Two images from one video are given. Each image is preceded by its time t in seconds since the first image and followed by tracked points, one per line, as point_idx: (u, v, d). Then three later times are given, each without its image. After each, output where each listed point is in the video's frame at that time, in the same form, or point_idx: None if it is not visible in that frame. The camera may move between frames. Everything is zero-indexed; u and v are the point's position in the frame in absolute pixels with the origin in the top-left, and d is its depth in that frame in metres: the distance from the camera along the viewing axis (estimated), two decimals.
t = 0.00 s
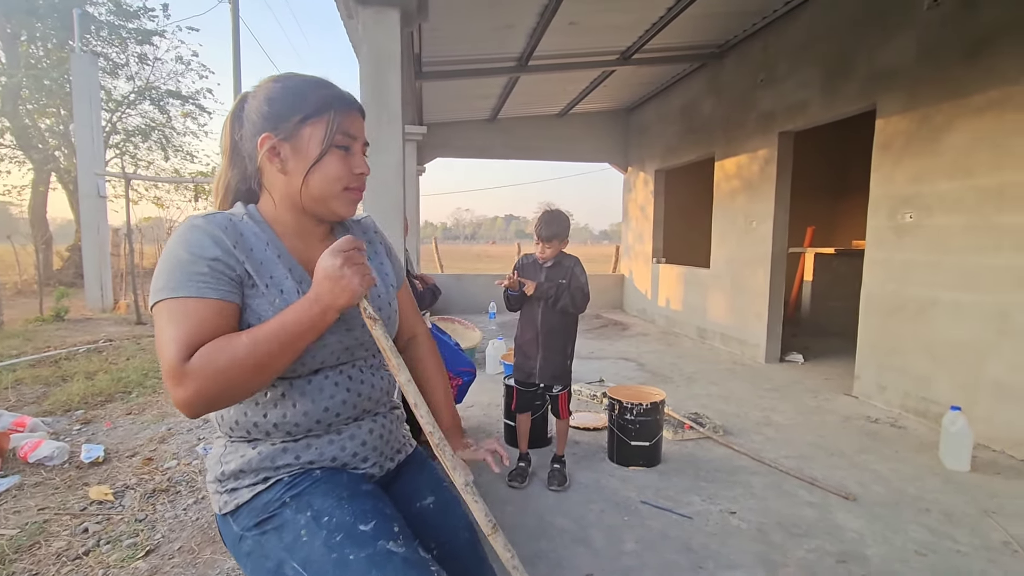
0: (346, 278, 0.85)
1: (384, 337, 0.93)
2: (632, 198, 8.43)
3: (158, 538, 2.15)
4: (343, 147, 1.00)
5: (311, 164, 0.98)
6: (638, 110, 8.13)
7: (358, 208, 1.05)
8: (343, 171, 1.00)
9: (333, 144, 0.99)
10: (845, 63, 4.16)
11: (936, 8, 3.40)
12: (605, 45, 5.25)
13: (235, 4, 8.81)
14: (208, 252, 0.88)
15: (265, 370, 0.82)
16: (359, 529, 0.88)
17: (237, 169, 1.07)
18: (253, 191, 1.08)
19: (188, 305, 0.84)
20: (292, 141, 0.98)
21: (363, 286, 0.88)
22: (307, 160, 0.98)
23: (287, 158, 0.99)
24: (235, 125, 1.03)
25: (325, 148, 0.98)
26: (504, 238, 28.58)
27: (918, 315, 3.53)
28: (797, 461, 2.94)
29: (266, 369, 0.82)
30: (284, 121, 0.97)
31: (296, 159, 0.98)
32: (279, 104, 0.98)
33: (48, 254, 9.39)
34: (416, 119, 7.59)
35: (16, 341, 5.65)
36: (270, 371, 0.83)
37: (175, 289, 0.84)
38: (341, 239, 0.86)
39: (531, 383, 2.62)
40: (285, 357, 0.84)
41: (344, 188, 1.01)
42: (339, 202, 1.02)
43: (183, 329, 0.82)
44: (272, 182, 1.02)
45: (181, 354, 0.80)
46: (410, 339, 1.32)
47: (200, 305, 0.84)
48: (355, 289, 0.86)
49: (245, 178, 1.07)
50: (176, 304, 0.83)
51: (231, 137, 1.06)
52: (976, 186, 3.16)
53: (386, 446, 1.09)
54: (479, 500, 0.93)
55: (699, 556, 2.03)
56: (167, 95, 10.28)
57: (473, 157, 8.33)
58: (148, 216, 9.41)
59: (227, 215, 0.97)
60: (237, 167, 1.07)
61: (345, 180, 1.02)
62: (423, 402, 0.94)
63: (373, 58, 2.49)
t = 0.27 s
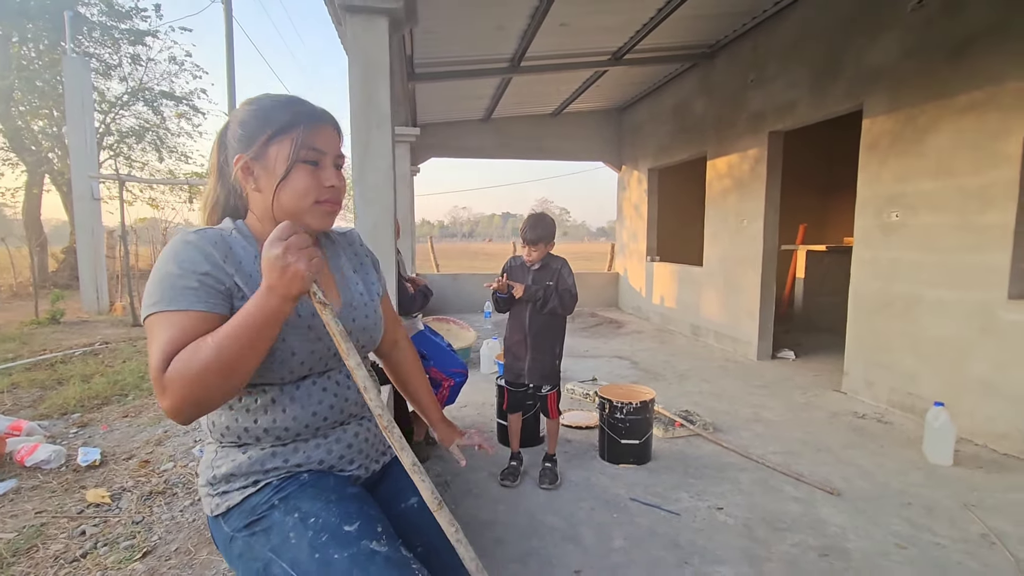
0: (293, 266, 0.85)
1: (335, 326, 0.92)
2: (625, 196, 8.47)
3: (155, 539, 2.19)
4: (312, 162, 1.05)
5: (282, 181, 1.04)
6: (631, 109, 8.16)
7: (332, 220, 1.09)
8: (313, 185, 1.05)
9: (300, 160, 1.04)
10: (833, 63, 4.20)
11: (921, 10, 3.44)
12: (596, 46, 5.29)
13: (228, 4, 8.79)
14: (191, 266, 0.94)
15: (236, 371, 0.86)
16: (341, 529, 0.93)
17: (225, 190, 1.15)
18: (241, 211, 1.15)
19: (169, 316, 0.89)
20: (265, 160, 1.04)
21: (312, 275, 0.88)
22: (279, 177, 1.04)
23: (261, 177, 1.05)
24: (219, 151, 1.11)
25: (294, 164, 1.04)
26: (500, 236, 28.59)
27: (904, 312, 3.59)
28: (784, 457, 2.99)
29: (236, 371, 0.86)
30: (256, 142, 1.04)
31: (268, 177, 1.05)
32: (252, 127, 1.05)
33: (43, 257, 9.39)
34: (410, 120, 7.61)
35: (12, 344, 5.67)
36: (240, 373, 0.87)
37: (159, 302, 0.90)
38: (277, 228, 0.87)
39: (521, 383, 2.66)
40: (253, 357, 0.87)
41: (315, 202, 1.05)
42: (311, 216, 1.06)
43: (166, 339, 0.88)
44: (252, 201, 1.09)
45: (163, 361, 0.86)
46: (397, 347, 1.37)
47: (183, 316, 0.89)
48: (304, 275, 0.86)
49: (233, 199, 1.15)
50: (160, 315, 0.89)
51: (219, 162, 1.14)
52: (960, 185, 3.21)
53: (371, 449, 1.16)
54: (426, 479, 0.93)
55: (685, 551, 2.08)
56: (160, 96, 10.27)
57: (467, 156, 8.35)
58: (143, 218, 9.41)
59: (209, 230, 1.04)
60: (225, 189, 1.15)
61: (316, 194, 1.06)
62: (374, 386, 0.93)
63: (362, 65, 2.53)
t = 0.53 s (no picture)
0: (217, 244, 0.90)
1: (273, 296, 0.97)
2: (622, 195, 8.52)
3: (156, 537, 2.25)
4: (277, 165, 1.13)
5: (252, 186, 1.13)
6: (627, 109, 8.21)
7: (303, 219, 1.15)
8: (278, 187, 1.12)
9: (264, 164, 1.12)
10: (823, 62, 4.25)
11: (907, 10, 3.49)
12: (589, 48, 5.34)
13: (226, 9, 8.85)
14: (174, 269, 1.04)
15: (188, 350, 0.92)
16: (324, 516, 0.99)
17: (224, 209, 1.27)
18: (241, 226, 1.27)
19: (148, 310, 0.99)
20: (238, 170, 1.14)
21: (236, 251, 0.92)
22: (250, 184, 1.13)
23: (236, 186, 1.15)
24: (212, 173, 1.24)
25: (259, 168, 1.12)
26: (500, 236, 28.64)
27: (894, 308, 3.64)
28: (774, 452, 3.05)
29: (186, 350, 0.92)
30: (228, 155, 1.14)
31: (241, 184, 1.14)
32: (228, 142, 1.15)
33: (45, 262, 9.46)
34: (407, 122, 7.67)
35: (15, 348, 5.73)
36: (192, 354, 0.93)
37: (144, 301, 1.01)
38: (200, 206, 0.91)
39: (511, 381, 2.72)
40: (200, 336, 0.93)
41: (282, 202, 1.13)
42: (282, 215, 1.13)
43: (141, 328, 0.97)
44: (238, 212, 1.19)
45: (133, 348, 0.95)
46: (390, 352, 1.43)
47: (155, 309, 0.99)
48: (229, 251, 0.92)
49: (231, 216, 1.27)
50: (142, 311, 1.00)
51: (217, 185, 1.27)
52: (946, 182, 3.25)
53: (357, 443, 1.22)
54: (380, 424, 1.06)
55: (672, 543, 2.13)
56: (160, 100, 10.35)
57: (464, 157, 8.41)
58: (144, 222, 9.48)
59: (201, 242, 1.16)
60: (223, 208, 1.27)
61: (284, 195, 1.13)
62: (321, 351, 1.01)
63: (353, 71, 2.60)
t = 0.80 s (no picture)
0: (175, 260, 0.95)
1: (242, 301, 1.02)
2: (623, 195, 8.53)
3: (163, 540, 2.29)
4: (267, 176, 1.17)
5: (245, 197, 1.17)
6: (627, 108, 8.22)
7: (294, 226, 1.18)
8: (268, 197, 1.16)
9: (255, 175, 1.16)
10: (821, 60, 4.25)
11: (904, 7, 3.49)
12: (588, 48, 5.35)
13: (228, 14, 8.91)
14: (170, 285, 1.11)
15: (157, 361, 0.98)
16: (321, 519, 1.01)
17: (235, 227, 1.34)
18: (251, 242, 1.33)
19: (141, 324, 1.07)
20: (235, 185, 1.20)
21: (189, 264, 0.97)
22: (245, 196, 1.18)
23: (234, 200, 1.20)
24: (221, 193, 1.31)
25: (251, 181, 1.17)
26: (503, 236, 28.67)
27: (894, 305, 3.64)
28: (774, 451, 3.06)
29: (159, 360, 0.98)
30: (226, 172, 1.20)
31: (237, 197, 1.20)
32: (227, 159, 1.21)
33: (52, 267, 9.55)
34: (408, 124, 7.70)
35: (23, 354, 5.80)
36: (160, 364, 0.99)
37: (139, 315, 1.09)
38: (152, 222, 0.95)
39: (511, 383, 2.74)
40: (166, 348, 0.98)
41: (272, 211, 1.16)
42: (272, 224, 1.17)
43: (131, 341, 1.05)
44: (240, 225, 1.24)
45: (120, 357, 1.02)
46: (393, 362, 1.45)
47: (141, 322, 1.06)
48: (188, 266, 0.97)
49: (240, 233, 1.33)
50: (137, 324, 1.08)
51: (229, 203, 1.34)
52: (944, 179, 3.25)
53: (355, 449, 1.24)
54: (371, 400, 1.12)
55: (671, 543, 2.15)
56: (163, 105, 10.44)
57: (465, 159, 8.43)
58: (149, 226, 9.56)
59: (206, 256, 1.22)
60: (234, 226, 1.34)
61: (274, 205, 1.17)
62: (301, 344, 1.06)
63: (351, 79, 2.62)
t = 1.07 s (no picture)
0: (159, 279, 0.91)
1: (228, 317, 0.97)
2: (628, 191, 8.47)
3: (169, 542, 2.26)
4: (269, 175, 1.14)
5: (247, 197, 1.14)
6: (631, 104, 8.15)
7: (298, 227, 1.14)
8: (272, 196, 1.13)
9: (258, 174, 1.13)
10: (829, 53, 4.18)
11: None
12: (593, 43, 5.29)
13: (230, 13, 8.89)
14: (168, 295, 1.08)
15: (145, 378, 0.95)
16: (327, 529, 0.98)
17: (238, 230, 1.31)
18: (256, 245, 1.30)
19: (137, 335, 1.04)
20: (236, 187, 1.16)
21: (178, 280, 0.93)
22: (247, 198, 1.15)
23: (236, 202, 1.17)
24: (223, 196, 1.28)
25: (253, 181, 1.13)
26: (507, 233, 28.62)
27: (907, 302, 3.58)
28: (786, 451, 3.01)
29: (146, 378, 0.95)
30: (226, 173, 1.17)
31: (240, 198, 1.16)
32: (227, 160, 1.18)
33: (58, 267, 9.56)
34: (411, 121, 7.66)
35: (29, 355, 5.80)
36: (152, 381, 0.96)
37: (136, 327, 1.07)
38: (135, 240, 0.90)
39: (519, 384, 2.71)
40: (157, 364, 0.95)
41: (276, 211, 1.12)
42: (276, 225, 1.13)
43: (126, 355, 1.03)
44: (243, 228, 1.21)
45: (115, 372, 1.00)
46: (399, 364, 1.41)
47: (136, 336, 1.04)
48: (174, 286, 0.93)
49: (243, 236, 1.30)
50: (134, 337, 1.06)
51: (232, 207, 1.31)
52: (958, 173, 3.19)
53: (361, 455, 1.21)
54: (370, 427, 1.06)
55: (683, 546, 2.11)
56: (166, 104, 10.45)
57: (469, 156, 8.39)
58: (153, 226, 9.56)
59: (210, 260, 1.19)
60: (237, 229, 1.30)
61: (277, 205, 1.13)
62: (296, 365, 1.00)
63: (353, 76, 2.58)
